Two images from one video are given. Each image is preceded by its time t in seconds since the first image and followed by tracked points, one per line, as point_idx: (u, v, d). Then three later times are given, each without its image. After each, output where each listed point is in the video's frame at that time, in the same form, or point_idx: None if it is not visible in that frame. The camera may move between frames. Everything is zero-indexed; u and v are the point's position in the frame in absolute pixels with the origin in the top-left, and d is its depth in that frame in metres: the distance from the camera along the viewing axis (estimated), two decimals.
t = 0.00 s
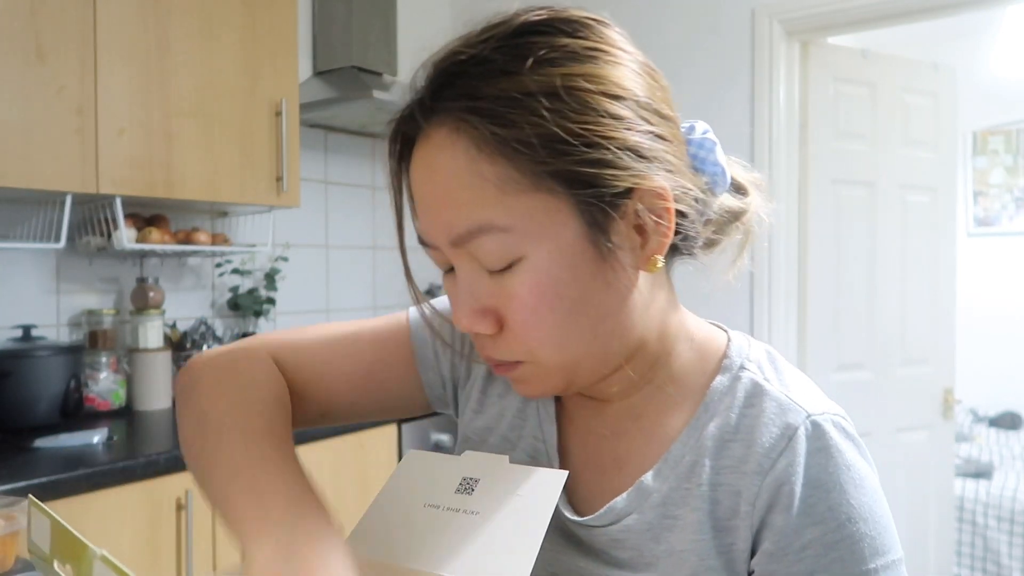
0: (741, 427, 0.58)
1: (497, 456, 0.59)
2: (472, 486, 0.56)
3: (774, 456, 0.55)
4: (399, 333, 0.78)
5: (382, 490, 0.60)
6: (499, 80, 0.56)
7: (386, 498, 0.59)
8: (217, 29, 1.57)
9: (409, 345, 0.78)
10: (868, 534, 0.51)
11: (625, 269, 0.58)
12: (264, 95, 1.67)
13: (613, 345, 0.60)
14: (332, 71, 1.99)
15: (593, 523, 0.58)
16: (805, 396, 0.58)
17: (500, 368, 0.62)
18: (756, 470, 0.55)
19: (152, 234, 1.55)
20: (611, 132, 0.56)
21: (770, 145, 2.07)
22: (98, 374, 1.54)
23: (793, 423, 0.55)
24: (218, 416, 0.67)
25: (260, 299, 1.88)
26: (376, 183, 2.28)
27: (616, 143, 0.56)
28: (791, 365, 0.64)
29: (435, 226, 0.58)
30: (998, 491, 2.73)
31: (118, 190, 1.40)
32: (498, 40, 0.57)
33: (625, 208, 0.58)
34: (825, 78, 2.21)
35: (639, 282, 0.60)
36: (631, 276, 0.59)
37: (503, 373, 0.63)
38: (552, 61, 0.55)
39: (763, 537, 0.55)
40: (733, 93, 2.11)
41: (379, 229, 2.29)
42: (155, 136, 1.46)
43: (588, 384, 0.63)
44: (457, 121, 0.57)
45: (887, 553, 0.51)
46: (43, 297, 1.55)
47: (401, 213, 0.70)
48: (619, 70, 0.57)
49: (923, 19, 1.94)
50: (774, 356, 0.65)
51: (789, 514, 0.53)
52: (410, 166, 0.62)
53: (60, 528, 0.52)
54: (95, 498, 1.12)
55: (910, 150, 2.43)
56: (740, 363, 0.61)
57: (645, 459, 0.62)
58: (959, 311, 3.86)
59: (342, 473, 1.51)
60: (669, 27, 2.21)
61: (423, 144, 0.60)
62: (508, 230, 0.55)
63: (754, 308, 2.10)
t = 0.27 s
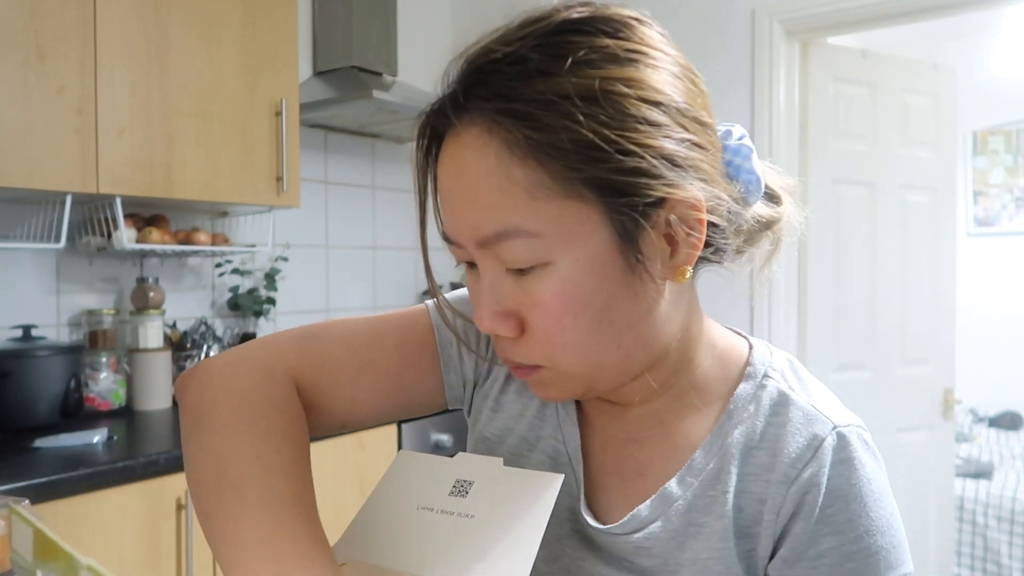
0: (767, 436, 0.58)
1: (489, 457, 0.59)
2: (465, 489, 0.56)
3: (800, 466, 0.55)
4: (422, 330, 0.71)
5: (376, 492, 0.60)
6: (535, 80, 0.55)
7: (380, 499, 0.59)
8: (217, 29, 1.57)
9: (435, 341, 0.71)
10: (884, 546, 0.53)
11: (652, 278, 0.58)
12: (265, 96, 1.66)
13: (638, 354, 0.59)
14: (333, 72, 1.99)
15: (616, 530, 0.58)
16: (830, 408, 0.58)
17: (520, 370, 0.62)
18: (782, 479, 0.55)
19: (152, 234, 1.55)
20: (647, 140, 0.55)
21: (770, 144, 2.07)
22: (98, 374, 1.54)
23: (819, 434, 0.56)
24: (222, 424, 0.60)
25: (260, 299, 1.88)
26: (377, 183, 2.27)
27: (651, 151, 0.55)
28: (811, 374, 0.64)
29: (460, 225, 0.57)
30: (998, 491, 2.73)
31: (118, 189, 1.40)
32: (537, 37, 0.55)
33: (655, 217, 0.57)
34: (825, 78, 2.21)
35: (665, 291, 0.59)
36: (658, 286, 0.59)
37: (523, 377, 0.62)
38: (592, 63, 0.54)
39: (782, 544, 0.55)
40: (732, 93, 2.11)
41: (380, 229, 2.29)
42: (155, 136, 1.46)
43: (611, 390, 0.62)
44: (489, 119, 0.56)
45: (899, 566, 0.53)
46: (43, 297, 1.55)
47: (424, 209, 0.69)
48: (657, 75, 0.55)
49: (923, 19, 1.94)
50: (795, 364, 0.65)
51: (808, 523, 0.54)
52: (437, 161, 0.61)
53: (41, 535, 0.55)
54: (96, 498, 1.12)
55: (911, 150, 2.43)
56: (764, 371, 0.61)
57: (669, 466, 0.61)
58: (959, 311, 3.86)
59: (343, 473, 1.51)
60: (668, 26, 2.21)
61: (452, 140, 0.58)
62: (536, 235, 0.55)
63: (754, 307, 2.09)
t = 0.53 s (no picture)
0: (766, 437, 0.58)
1: (488, 457, 0.59)
2: (464, 489, 0.56)
3: (800, 467, 0.55)
4: (421, 332, 0.71)
5: (376, 491, 0.60)
6: (530, 83, 0.55)
7: (380, 499, 0.59)
8: (217, 28, 1.57)
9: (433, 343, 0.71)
10: (886, 548, 0.53)
11: (650, 280, 0.58)
12: (264, 96, 1.66)
13: (636, 356, 0.59)
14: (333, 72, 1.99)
15: (615, 531, 0.58)
16: (830, 409, 0.58)
17: (518, 373, 0.62)
18: (781, 481, 0.55)
19: (152, 234, 1.55)
20: (643, 141, 0.55)
21: (770, 144, 2.07)
22: (98, 374, 1.54)
23: (819, 434, 0.56)
24: (219, 427, 0.60)
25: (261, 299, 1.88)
26: (377, 183, 2.27)
27: (648, 152, 0.55)
28: (811, 374, 0.64)
29: (458, 228, 0.57)
30: (998, 491, 2.73)
31: (118, 189, 1.40)
32: (531, 39, 0.55)
33: (653, 218, 0.57)
34: (825, 78, 2.21)
35: (664, 293, 0.59)
36: (657, 288, 0.59)
37: (522, 379, 0.62)
38: (587, 65, 0.53)
39: (782, 546, 0.55)
40: (732, 93, 2.11)
41: (380, 229, 2.29)
42: (155, 136, 1.46)
43: (610, 391, 0.62)
44: (485, 123, 0.56)
45: (901, 567, 0.53)
46: (43, 297, 1.55)
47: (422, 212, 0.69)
48: (653, 76, 0.55)
49: (923, 19, 1.94)
50: (796, 365, 0.65)
51: (808, 524, 0.54)
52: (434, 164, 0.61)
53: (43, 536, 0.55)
54: (96, 498, 1.12)
55: (911, 150, 2.43)
56: (765, 372, 0.61)
57: (669, 468, 0.61)
58: (960, 311, 3.86)
59: (342, 473, 1.51)
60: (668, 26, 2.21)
61: (448, 143, 0.59)
62: (533, 238, 0.55)
63: (754, 307, 2.09)
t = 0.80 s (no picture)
0: (764, 436, 0.58)
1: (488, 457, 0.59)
2: (463, 489, 0.56)
3: (798, 466, 0.55)
4: (420, 332, 0.71)
5: (376, 491, 0.60)
6: (521, 82, 0.55)
7: (380, 498, 0.59)
8: (217, 28, 1.57)
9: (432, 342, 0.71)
10: (884, 546, 0.53)
11: (642, 280, 0.58)
12: (265, 96, 1.67)
13: (628, 354, 0.59)
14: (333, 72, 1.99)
15: (612, 530, 0.58)
16: (828, 407, 0.58)
17: (513, 371, 0.62)
18: (780, 480, 0.55)
19: (152, 234, 1.55)
20: (634, 140, 0.54)
21: (770, 144, 2.07)
22: (98, 374, 1.54)
23: (817, 433, 0.56)
24: (219, 427, 0.60)
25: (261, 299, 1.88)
26: (377, 183, 2.28)
27: (639, 151, 0.55)
28: (810, 372, 0.64)
29: (450, 226, 0.57)
30: (998, 491, 2.73)
31: (118, 189, 1.40)
32: (524, 39, 0.55)
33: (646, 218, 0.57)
34: (825, 78, 2.21)
35: (656, 292, 0.59)
36: (649, 287, 0.59)
37: (516, 377, 0.62)
38: (578, 64, 0.53)
39: (781, 545, 0.55)
40: (732, 93, 2.11)
41: (380, 229, 2.29)
42: (155, 135, 1.46)
43: (605, 390, 0.62)
44: (477, 121, 0.56)
45: (900, 565, 0.53)
46: (43, 297, 1.55)
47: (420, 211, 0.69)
48: (646, 75, 0.55)
49: (923, 19, 1.94)
50: (794, 364, 0.65)
51: (807, 523, 0.54)
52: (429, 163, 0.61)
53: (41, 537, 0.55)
54: (96, 499, 1.12)
55: (910, 150, 2.43)
56: (763, 371, 0.61)
57: (663, 467, 0.61)
58: (960, 311, 3.86)
59: (343, 473, 1.51)
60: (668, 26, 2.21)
61: (442, 141, 0.59)
62: (524, 236, 0.55)
63: (754, 307, 2.09)
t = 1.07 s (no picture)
0: (762, 434, 0.58)
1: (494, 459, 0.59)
2: (468, 490, 0.56)
3: (796, 464, 0.55)
4: (419, 331, 0.71)
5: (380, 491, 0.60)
6: (515, 83, 0.55)
7: (383, 498, 0.59)
8: (217, 28, 1.57)
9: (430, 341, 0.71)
10: (883, 544, 0.52)
11: (636, 280, 0.58)
12: (265, 96, 1.67)
13: (624, 353, 0.59)
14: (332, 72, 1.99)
15: (610, 527, 0.58)
16: (827, 405, 0.58)
17: (510, 368, 0.62)
18: (777, 478, 0.55)
19: (152, 234, 1.55)
20: (628, 140, 0.54)
21: (770, 144, 2.07)
22: (98, 374, 1.54)
23: (815, 431, 0.55)
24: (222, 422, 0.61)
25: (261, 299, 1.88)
26: (377, 182, 2.28)
27: (633, 152, 0.54)
28: (810, 371, 0.64)
29: (447, 225, 0.58)
30: (998, 491, 2.73)
31: (118, 189, 1.40)
32: (519, 40, 0.55)
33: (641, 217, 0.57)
34: (825, 78, 2.21)
35: (652, 292, 0.59)
36: (645, 287, 0.59)
37: (514, 376, 0.63)
38: (572, 65, 0.53)
39: (780, 544, 0.55)
40: (732, 93, 2.11)
41: (380, 229, 2.29)
42: (154, 135, 1.46)
43: (603, 388, 0.62)
44: (473, 122, 0.57)
45: (900, 563, 0.52)
46: (43, 297, 1.55)
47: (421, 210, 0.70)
48: (642, 75, 0.55)
49: (923, 19, 1.94)
50: (793, 363, 0.65)
51: (807, 522, 0.53)
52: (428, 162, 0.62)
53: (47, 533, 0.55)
54: (96, 498, 1.12)
55: (910, 150, 2.43)
56: (761, 369, 0.61)
57: (659, 466, 0.61)
58: (960, 311, 3.86)
59: (342, 473, 1.51)
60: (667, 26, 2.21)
61: (440, 141, 0.59)
62: (518, 236, 0.55)
63: (754, 307, 2.09)
